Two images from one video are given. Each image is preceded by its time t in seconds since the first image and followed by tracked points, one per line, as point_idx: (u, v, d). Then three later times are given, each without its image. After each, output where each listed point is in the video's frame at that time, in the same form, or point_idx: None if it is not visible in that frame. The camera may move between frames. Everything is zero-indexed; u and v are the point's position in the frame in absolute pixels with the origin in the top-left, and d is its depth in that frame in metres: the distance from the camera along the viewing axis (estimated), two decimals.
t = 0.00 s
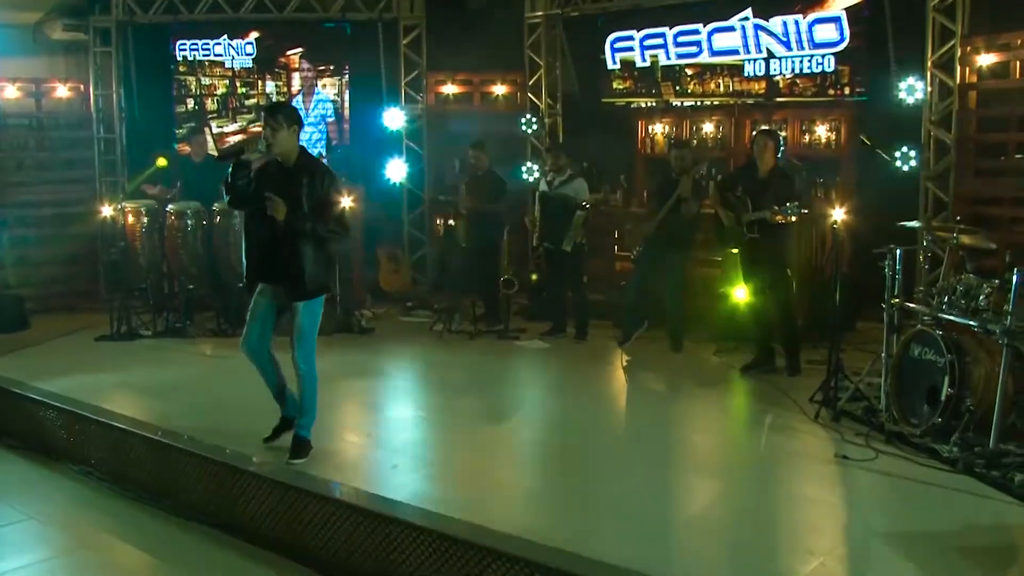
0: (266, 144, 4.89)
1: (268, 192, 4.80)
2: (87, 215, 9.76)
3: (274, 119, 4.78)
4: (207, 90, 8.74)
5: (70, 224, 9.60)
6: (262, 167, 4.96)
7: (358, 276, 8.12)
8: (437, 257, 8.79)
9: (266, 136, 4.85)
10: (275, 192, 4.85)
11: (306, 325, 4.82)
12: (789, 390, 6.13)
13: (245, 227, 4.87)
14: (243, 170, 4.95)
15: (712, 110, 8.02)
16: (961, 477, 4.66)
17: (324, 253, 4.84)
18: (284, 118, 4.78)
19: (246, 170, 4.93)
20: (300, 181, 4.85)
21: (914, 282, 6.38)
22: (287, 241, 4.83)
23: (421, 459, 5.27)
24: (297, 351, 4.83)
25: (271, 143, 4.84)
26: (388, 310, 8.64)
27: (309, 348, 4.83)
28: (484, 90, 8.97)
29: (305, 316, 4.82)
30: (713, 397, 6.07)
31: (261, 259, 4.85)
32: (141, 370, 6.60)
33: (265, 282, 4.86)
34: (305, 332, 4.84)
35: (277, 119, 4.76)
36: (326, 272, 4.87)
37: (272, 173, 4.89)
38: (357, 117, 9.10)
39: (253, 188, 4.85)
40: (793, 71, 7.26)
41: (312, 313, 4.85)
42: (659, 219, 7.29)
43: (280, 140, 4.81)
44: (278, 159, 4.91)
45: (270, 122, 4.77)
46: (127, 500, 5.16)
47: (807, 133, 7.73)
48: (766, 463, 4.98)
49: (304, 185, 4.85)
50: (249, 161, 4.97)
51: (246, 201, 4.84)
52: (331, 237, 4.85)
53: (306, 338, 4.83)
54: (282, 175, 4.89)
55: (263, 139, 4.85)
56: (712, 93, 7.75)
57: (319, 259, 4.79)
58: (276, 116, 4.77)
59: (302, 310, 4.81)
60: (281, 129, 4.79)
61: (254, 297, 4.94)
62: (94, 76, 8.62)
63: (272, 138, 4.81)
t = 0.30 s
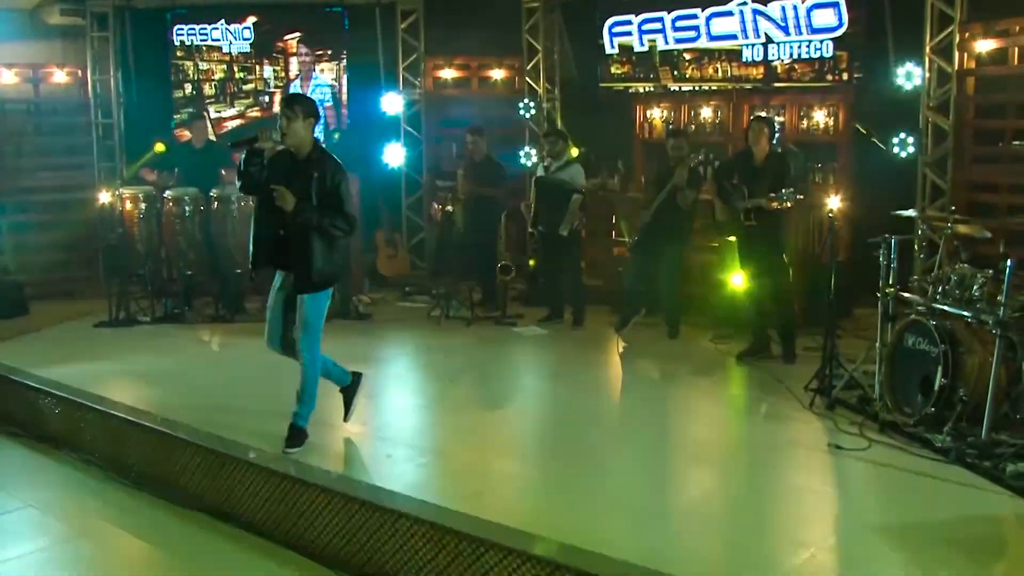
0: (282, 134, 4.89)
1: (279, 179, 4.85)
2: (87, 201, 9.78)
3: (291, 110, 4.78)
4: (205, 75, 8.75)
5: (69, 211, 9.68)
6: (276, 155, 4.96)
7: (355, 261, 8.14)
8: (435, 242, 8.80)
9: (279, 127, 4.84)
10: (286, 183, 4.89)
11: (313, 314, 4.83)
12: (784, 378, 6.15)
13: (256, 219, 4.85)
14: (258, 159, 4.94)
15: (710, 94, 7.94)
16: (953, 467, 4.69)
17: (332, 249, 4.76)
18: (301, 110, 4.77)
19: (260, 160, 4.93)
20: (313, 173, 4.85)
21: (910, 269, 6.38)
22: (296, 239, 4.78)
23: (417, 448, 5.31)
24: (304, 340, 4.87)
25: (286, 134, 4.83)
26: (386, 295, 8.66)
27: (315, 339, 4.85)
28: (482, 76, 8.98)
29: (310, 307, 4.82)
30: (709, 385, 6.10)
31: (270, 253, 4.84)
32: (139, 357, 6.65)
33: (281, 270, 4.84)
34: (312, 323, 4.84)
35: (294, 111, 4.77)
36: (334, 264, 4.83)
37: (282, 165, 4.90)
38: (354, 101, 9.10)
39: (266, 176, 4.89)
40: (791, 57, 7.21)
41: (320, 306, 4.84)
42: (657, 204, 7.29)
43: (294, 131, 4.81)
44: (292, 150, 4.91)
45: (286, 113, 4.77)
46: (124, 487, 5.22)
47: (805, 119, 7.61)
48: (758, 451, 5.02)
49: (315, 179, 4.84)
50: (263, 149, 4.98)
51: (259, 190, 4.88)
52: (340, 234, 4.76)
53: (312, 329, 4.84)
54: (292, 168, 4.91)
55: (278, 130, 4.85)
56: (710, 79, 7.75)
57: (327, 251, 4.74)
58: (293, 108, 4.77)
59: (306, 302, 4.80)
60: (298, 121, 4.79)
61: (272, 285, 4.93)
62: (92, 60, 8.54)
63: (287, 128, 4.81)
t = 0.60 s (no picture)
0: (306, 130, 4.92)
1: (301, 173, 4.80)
2: (83, 187, 9.77)
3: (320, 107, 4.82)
4: (203, 61, 8.72)
5: (65, 198, 9.68)
6: (300, 151, 4.98)
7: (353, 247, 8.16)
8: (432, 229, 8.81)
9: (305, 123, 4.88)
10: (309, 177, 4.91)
11: (326, 308, 4.84)
12: (779, 367, 6.17)
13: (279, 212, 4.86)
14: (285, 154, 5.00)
15: (708, 81, 7.99)
16: (944, 458, 4.72)
17: (351, 244, 4.80)
18: (326, 108, 4.82)
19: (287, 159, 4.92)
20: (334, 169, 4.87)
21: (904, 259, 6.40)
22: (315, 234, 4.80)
23: (411, 436, 5.33)
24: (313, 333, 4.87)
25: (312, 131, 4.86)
26: (384, 282, 8.68)
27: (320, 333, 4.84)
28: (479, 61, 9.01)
29: (323, 298, 4.84)
30: (704, 374, 6.11)
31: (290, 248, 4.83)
32: (138, 345, 6.70)
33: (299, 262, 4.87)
34: (324, 314, 4.85)
35: (320, 107, 4.80)
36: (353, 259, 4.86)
37: (307, 160, 4.91)
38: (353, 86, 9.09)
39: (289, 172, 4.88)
40: (788, 44, 7.19)
41: (334, 297, 4.86)
42: (654, 191, 7.30)
43: (320, 128, 4.84)
44: (316, 146, 4.93)
45: (312, 110, 4.80)
46: (120, 475, 5.26)
47: (804, 105, 7.73)
48: (751, 441, 5.05)
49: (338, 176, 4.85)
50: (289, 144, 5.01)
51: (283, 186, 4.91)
52: (360, 228, 4.80)
53: (324, 320, 4.86)
54: (317, 163, 4.91)
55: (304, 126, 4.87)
56: (707, 65, 7.74)
57: (347, 247, 4.77)
58: (318, 104, 4.80)
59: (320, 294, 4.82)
60: (326, 117, 4.83)
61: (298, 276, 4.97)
62: (89, 46, 8.45)
63: (313, 125, 4.84)
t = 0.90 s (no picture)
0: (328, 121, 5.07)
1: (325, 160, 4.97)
2: (80, 174, 9.80)
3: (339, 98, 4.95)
4: (198, 48, 8.70)
5: (61, 184, 9.69)
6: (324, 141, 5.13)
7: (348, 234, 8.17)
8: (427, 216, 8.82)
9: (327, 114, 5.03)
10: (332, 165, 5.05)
11: (345, 289, 5.01)
12: (770, 356, 6.19)
13: (310, 200, 5.06)
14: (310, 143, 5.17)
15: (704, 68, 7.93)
16: (932, 449, 4.74)
17: (377, 226, 4.94)
18: (344, 97, 4.93)
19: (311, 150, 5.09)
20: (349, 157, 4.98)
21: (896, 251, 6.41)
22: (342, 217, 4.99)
23: (406, 425, 5.37)
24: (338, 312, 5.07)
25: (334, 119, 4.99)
26: (379, 268, 8.70)
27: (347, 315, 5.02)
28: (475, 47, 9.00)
29: (348, 282, 5.00)
30: (695, 363, 6.15)
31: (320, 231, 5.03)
32: (134, 334, 6.74)
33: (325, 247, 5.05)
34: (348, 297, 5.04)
35: (339, 98, 4.92)
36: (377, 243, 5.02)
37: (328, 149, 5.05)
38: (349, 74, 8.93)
39: (314, 160, 5.05)
40: (784, 30, 7.09)
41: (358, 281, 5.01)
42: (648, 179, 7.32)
43: (340, 117, 4.99)
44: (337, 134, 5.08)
45: (332, 101, 4.92)
46: (114, 467, 5.30)
47: (798, 92, 7.59)
48: (740, 432, 5.09)
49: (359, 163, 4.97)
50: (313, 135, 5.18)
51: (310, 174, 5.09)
52: (385, 209, 4.95)
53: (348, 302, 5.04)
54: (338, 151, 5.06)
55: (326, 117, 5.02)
56: (703, 52, 7.68)
57: (371, 229, 4.92)
58: (337, 95, 4.91)
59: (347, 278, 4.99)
60: (345, 107, 4.95)
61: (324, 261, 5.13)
62: (84, 32, 8.46)
63: (334, 115, 4.97)
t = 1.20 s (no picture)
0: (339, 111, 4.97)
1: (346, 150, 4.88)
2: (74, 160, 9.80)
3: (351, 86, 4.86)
4: (192, 35, 8.82)
5: (55, 172, 9.71)
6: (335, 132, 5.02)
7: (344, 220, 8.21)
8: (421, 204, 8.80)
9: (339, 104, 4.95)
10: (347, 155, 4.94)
11: (389, 275, 4.91)
12: (761, 346, 6.21)
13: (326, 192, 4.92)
14: (318, 135, 5.02)
15: (699, 55, 7.86)
16: (920, 441, 4.77)
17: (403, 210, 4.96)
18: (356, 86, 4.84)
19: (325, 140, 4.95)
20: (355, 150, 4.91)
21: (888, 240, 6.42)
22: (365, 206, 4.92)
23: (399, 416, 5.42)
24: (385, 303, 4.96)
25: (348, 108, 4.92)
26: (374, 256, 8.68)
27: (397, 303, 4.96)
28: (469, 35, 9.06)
29: (389, 270, 4.91)
30: (687, 353, 6.16)
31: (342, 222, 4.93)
32: (129, 323, 6.77)
33: (349, 237, 4.95)
34: (393, 286, 4.95)
35: (351, 86, 4.81)
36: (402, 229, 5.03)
37: (340, 138, 4.95)
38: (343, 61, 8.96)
39: (329, 152, 4.93)
40: (779, 17, 7.43)
41: (396, 268, 4.93)
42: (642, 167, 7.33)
43: (354, 106, 4.91)
44: (348, 124, 4.98)
45: (345, 89, 4.82)
46: (109, 458, 5.38)
47: (793, 80, 7.49)
48: (728, 422, 5.13)
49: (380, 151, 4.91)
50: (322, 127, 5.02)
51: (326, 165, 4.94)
52: (410, 193, 4.93)
53: (394, 292, 4.95)
54: (350, 140, 4.96)
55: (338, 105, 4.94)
56: (698, 39, 7.92)
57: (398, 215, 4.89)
58: (349, 84, 4.81)
59: (386, 266, 4.89)
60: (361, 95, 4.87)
61: (340, 253, 5.02)
62: (77, 17, 8.26)
63: (347, 103, 4.90)
